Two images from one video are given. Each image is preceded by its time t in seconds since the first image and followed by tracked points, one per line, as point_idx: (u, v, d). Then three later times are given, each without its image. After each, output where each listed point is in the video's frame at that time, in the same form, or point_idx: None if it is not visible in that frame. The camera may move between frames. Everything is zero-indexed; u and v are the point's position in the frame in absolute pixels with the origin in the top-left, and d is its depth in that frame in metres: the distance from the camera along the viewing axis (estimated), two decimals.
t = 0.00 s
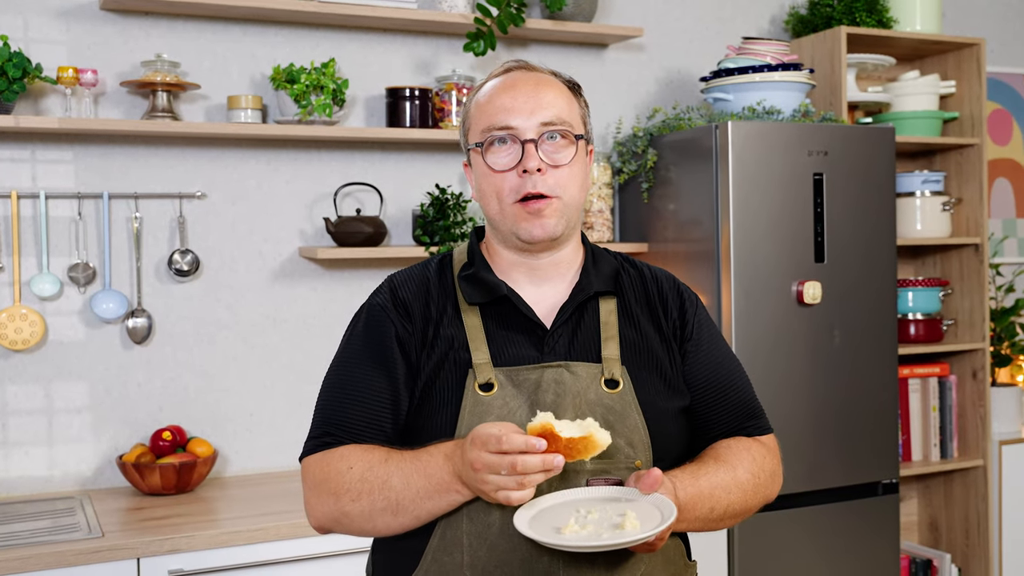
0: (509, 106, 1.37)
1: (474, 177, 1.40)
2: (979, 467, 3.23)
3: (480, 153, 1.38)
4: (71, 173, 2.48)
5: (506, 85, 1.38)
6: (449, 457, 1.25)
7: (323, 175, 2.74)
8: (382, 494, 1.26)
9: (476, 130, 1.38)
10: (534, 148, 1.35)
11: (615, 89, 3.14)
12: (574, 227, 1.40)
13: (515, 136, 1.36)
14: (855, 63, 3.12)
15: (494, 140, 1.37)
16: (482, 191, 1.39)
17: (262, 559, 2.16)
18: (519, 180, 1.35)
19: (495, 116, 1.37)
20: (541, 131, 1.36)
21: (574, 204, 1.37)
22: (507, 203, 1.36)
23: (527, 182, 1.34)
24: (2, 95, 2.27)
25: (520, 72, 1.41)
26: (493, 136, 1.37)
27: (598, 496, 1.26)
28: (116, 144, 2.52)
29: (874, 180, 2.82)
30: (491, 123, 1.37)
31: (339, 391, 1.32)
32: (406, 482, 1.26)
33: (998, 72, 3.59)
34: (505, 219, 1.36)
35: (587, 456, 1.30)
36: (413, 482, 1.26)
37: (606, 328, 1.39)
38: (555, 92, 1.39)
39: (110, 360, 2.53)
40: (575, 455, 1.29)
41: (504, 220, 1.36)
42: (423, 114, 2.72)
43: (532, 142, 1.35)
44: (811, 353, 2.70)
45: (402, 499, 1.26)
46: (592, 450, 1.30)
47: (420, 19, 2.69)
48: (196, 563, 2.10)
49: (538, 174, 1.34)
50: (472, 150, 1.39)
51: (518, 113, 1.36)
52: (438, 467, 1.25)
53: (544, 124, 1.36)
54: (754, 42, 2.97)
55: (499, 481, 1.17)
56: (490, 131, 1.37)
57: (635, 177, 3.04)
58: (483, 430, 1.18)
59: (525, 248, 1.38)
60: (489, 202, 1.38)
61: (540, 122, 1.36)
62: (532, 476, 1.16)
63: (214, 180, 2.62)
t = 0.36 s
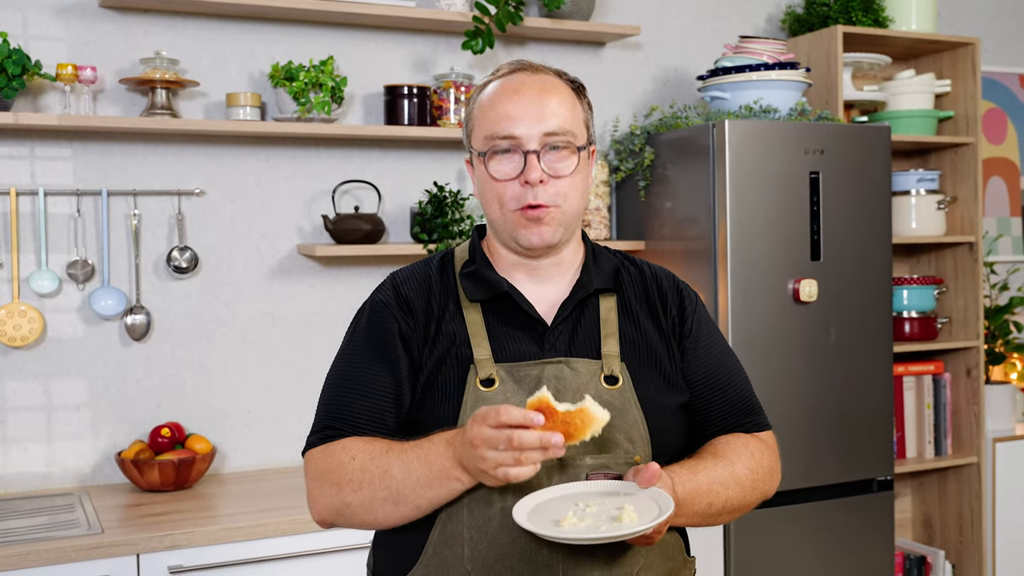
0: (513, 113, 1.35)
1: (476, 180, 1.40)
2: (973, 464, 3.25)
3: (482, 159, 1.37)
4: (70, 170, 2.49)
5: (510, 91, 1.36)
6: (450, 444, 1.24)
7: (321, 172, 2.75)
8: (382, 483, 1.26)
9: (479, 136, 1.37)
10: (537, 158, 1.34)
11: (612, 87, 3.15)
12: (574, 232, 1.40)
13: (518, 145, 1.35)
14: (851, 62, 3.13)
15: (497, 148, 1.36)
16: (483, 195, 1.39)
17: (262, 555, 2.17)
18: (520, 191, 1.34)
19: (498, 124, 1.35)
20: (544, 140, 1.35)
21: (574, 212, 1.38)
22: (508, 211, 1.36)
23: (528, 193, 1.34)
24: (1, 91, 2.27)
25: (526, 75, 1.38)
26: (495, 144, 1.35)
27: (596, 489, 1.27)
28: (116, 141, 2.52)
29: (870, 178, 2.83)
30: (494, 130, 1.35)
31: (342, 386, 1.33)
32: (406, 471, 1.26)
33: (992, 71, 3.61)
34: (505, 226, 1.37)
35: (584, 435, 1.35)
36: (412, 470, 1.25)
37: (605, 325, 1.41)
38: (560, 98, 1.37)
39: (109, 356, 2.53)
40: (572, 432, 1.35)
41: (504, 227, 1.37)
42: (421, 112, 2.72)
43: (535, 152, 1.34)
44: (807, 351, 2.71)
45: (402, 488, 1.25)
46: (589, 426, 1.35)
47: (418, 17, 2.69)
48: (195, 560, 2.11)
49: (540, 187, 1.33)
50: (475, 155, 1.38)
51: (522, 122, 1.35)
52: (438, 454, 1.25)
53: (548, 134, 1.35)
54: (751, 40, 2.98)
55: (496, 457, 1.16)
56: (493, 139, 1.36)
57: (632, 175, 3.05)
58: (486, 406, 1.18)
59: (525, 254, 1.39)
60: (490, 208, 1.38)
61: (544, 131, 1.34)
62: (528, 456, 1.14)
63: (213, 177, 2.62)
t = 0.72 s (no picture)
0: (514, 129, 1.34)
1: (476, 189, 1.40)
2: (964, 461, 3.27)
3: (482, 170, 1.37)
4: (65, 170, 2.49)
5: (512, 105, 1.35)
6: (444, 426, 1.22)
7: (316, 171, 2.76)
8: (381, 460, 1.25)
9: (481, 149, 1.36)
10: (538, 174, 1.34)
11: (606, 87, 3.16)
12: (572, 236, 1.42)
13: (519, 160, 1.35)
14: (842, 61, 3.15)
15: (499, 163, 1.36)
16: (483, 205, 1.39)
17: (257, 553, 2.18)
18: (521, 205, 1.35)
19: (499, 139, 1.34)
20: (546, 155, 1.35)
21: (573, 222, 1.39)
22: (509, 223, 1.37)
23: (529, 208, 1.35)
24: None
25: (526, 87, 1.36)
26: (497, 158, 1.35)
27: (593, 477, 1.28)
28: (111, 140, 2.52)
29: (862, 177, 2.85)
30: (495, 145, 1.35)
31: (342, 373, 1.34)
32: (403, 446, 1.25)
33: (983, 70, 3.64)
34: (505, 236, 1.39)
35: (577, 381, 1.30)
36: (409, 445, 1.24)
37: (601, 322, 1.42)
38: (561, 111, 1.36)
39: (104, 355, 2.54)
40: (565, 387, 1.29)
41: (503, 238, 1.38)
42: (415, 111, 2.73)
43: (536, 168, 1.34)
44: (800, 348, 2.73)
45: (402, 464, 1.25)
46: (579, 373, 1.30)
47: (412, 17, 2.70)
48: (192, 558, 2.11)
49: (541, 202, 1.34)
50: (476, 167, 1.38)
51: (523, 137, 1.34)
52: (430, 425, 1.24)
53: (549, 150, 1.34)
54: (744, 40, 3.00)
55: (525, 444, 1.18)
56: (494, 153, 1.35)
57: (626, 174, 3.06)
58: (478, 420, 1.16)
59: (524, 259, 1.41)
60: (490, 216, 1.39)
61: (545, 147, 1.34)
62: (538, 438, 1.18)
63: (209, 176, 2.63)
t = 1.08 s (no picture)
0: (514, 100, 1.41)
1: (476, 169, 1.43)
2: (960, 461, 3.29)
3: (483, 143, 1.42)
4: (65, 171, 2.50)
5: (512, 82, 1.42)
6: (454, 438, 1.23)
7: (315, 172, 2.77)
8: (389, 469, 1.26)
9: (481, 121, 1.42)
10: (536, 139, 1.39)
11: (603, 88, 3.18)
12: (571, 220, 1.43)
13: (518, 128, 1.40)
14: (839, 63, 3.17)
15: (498, 130, 1.40)
16: (482, 181, 1.42)
17: (257, 553, 2.19)
18: (519, 168, 1.38)
19: (500, 108, 1.41)
20: (543, 123, 1.40)
21: (571, 197, 1.41)
22: (507, 191, 1.39)
23: (527, 171, 1.38)
24: None
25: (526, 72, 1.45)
26: (496, 126, 1.40)
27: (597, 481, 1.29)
28: (110, 142, 2.53)
29: (858, 179, 2.87)
30: (495, 115, 1.41)
31: (348, 378, 1.34)
32: (410, 454, 1.25)
33: (978, 72, 3.65)
34: (503, 208, 1.40)
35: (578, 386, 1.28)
36: (416, 453, 1.25)
37: (600, 326, 1.43)
38: (559, 90, 1.43)
39: (103, 356, 2.54)
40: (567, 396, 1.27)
41: (501, 209, 1.40)
42: (413, 113, 2.74)
43: (534, 133, 1.39)
44: (796, 348, 2.75)
45: (411, 471, 1.26)
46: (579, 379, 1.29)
47: (410, 18, 2.71)
48: (191, 557, 2.12)
49: (539, 163, 1.38)
50: (476, 141, 1.42)
51: (522, 107, 1.40)
52: (437, 433, 1.24)
53: (546, 118, 1.40)
54: (740, 42, 3.02)
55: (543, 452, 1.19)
56: (494, 123, 1.41)
57: (623, 175, 3.07)
58: (498, 444, 1.16)
59: (524, 238, 1.41)
60: (489, 190, 1.41)
61: (543, 115, 1.40)
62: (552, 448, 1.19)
63: (207, 177, 2.64)
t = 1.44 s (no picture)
0: (504, 102, 1.42)
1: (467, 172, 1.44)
2: (954, 463, 3.31)
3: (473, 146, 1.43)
4: (63, 176, 2.51)
5: (503, 86, 1.45)
6: (453, 440, 1.24)
7: (312, 176, 2.78)
8: (389, 474, 1.27)
9: (472, 123, 1.43)
10: (526, 138, 1.40)
11: (599, 92, 3.19)
12: (563, 221, 1.42)
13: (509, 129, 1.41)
14: (833, 68, 3.18)
15: (488, 131, 1.41)
16: (473, 183, 1.43)
17: (256, 556, 2.20)
18: (509, 167, 1.39)
19: (490, 111, 1.42)
20: (533, 124, 1.41)
21: (562, 196, 1.40)
22: (496, 190, 1.39)
23: (516, 169, 1.38)
24: None
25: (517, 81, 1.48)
26: (486, 127, 1.41)
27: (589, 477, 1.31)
28: (107, 147, 2.54)
29: (853, 182, 2.89)
30: (485, 117, 1.42)
31: (346, 384, 1.35)
32: (409, 459, 1.26)
33: (972, 75, 3.68)
34: (493, 206, 1.40)
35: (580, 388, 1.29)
36: (415, 457, 1.26)
37: (593, 330, 1.45)
38: (549, 95, 1.45)
39: (101, 360, 2.55)
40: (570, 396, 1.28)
41: (491, 208, 1.40)
42: (410, 117, 2.75)
43: (524, 133, 1.40)
44: (792, 350, 2.76)
45: (410, 476, 1.27)
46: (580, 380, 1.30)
47: (407, 23, 2.73)
48: (190, 560, 2.13)
49: (528, 162, 1.38)
50: (467, 144, 1.43)
51: (512, 109, 1.42)
52: (436, 438, 1.25)
53: (537, 120, 1.42)
54: (735, 47, 3.03)
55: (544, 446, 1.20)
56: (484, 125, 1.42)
57: (618, 179, 3.09)
58: (497, 434, 1.18)
59: (514, 238, 1.40)
60: (479, 191, 1.42)
61: (532, 117, 1.42)
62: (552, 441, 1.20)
63: (205, 182, 2.65)
